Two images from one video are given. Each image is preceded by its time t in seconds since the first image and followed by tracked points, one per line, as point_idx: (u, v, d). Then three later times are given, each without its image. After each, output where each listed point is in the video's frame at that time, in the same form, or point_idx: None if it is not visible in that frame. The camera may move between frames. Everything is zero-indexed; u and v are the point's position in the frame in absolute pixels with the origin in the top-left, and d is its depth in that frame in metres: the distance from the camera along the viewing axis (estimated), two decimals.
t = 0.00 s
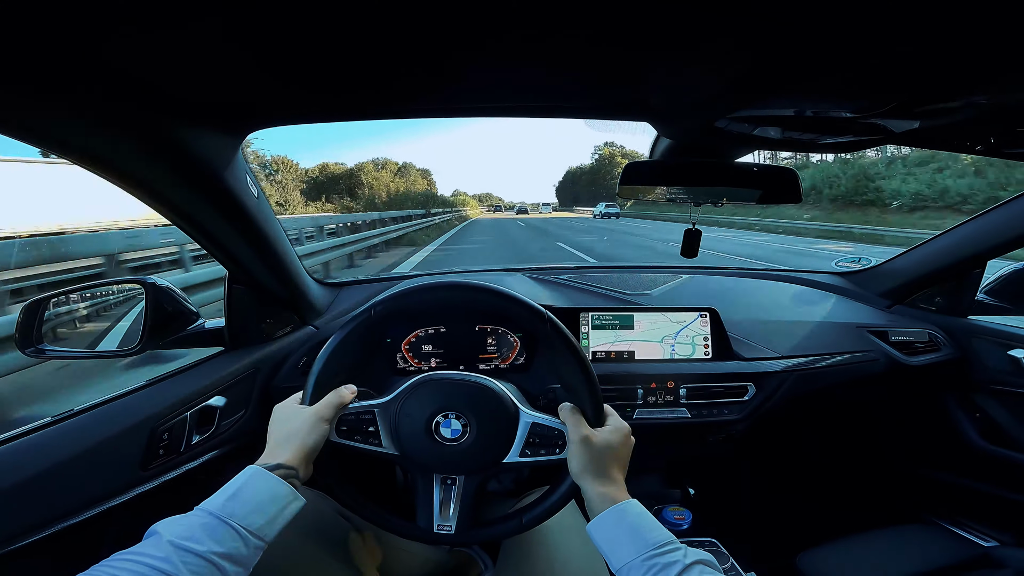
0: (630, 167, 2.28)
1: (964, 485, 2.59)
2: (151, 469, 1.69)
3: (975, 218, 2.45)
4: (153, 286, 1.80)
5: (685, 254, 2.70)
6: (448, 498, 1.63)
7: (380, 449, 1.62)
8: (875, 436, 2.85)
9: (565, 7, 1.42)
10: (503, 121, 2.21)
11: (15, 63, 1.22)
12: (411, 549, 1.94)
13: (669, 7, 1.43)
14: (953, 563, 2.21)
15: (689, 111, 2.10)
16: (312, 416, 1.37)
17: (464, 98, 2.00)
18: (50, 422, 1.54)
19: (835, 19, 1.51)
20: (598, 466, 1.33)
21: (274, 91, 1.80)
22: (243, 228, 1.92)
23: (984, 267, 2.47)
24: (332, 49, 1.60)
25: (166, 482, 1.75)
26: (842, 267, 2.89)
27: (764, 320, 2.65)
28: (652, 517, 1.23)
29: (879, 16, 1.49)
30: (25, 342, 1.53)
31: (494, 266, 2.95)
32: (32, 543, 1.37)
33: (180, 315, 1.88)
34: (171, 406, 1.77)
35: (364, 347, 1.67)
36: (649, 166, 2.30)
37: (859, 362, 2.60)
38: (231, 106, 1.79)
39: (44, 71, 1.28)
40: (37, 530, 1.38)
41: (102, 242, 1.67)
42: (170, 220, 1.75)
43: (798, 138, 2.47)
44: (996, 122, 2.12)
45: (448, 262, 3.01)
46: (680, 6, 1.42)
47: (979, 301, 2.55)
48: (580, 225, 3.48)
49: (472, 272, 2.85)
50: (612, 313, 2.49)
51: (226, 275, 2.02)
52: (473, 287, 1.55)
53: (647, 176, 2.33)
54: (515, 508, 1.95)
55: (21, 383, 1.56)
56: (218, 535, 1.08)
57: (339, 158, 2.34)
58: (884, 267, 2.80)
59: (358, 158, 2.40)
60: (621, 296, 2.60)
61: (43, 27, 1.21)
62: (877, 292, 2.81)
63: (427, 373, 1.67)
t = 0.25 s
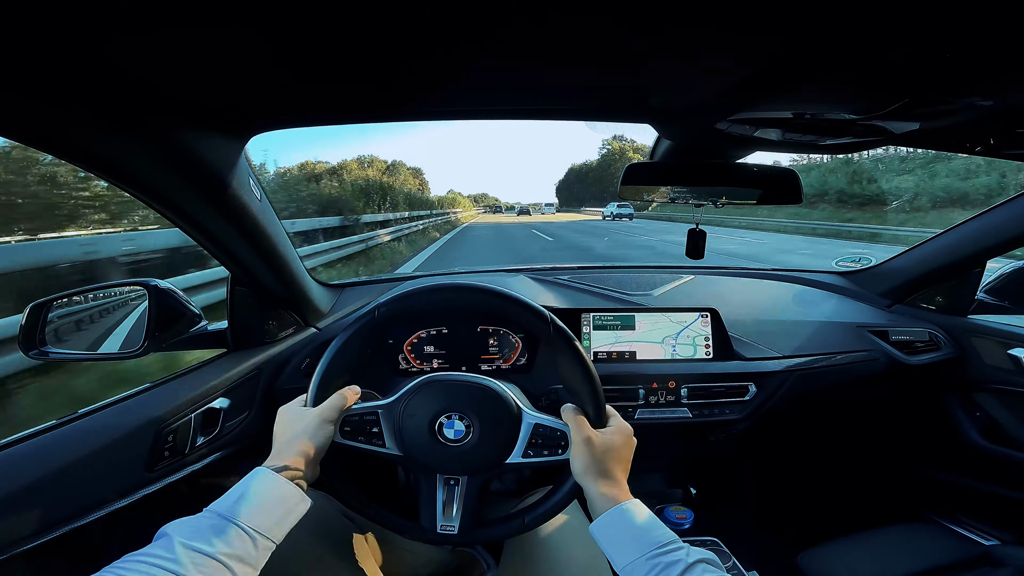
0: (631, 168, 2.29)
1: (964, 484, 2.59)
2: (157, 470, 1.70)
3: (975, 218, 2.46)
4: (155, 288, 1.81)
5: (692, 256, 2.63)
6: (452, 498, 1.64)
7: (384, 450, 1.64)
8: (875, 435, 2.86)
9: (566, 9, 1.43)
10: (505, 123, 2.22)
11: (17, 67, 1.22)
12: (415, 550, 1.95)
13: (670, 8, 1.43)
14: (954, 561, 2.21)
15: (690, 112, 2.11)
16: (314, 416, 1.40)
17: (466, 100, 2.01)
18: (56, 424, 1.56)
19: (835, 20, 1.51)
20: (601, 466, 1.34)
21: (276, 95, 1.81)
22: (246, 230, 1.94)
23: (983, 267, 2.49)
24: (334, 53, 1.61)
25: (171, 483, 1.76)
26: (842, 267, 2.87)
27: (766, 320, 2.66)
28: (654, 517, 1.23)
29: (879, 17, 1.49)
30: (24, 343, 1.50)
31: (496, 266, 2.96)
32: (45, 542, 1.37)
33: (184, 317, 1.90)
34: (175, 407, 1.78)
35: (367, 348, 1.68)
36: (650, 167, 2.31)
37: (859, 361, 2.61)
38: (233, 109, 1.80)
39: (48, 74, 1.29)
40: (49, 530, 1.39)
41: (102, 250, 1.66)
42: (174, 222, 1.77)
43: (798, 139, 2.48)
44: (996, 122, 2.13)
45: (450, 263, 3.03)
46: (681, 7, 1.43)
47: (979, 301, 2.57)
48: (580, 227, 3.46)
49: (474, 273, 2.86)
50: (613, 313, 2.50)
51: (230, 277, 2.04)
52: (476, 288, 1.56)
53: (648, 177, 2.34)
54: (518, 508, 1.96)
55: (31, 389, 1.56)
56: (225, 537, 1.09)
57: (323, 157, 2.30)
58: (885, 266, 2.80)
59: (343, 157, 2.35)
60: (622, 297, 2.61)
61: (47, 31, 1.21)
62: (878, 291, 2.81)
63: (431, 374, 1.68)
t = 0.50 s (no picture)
0: (629, 167, 2.29)
1: (966, 483, 2.58)
2: (155, 473, 1.70)
3: (973, 216, 2.45)
4: (153, 290, 1.78)
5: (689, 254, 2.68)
6: (450, 500, 1.63)
7: (382, 451, 1.63)
8: (877, 434, 2.85)
9: (562, 8, 1.43)
10: (502, 122, 2.22)
11: (13, 69, 1.23)
12: (414, 552, 1.94)
13: (667, 6, 1.43)
14: (958, 561, 2.20)
15: (688, 111, 2.11)
16: (314, 417, 1.39)
17: (463, 99, 2.01)
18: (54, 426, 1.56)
19: (832, 18, 1.51)
20: (600, 468, 1.34)
21: (273, 96, 1.81)
22: (244, 233, 1.94)
23: (985, 264, 2.46)
24: (331, 53, 1.61)
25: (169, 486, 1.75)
26: (842, 266, 2.88)
27: (766, 319, 2.65)
28: (654, 519, 1.22)
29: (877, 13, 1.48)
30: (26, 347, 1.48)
31: (494, 267, 2.96)
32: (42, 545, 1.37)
33: (182, 321, 1.87)
34: (174, 409, 1.77)
35: (367, 348, 1.68)
36: (648, 166, 2.30)
37: (860, 360, 2.60)
38: (231, 110, 1.80)
39: (45, 76, 1.29)
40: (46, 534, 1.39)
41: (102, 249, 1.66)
42: (172, 225, 1.77)
43: (796, 137, 2.47)
44: (994, 118, 2.12)
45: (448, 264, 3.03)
46: (678, 5, 1.42)
47: (979, 298, 2.56)
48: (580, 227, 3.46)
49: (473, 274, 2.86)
50: (613, 313, 2.50)
51: (229, 279, 2.05)
52: (475, 288, 1.56)
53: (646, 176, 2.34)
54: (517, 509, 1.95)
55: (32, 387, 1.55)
56: (225, 536, 1.08)
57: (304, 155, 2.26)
58: (885, 265, 2.80)
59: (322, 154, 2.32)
60: (621, 297, 2.60)
61: (43, 33, 1.21)
62: (877, 289, 2.81)
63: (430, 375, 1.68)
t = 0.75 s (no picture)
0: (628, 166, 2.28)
1: (970, 483, 2.56)
2: (154, 473, 1.69)
3: (975, 216, 2.46)
4: (153, 291, 1.82)
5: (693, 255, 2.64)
6: (449, 500, 1.63)
7: (381, 451, 1.62)
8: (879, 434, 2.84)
9: (559, 6, 1.42)
10: (502, 120, 2.21)
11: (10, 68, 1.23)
12: (414, 552, 1.93)
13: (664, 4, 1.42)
14: (961, 562, 2.19)
15: (687, 109, 2.10)
16: (314, 417, 1.39)
17: (462, 98, 2.01)
18: (54, 425, 1.57)
19: (831, 15, 1.50)
20: (599, 469, 1.33)
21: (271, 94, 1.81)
22: (243, 232, 1.93)
23: (988, 264, 2.47)
24: (328, 51, 1.60)
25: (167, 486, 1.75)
26: (846, 264, 2.92)
27: (768, 319, 2.63)
28: (655, 521, 1.22)
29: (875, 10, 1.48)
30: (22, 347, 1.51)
31: (495, 267, 2.96)
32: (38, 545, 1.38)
33: (180, 320, 1.88)
34: (172, 409, 1.77)
35: (367, 345, 1.66)
36: (648, 165, 2.29)
37: (863, 360, 2.58)
38: (229, 108, 1.80)
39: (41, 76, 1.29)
40: (43, 534, 1.40)
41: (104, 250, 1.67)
42: (171, 225, 1.78)
43: (797, 135, 2.46)
44: (995, 115, 2.11)
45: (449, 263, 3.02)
46: (675, 3, 1.42)
47: (983, 298, 2.56)
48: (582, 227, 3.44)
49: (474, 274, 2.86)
50: (613, 313, 2.48)
51: (228, 280, 2.05)
52: (474, 288, 1.55)
53: (646, 175, 2.33)
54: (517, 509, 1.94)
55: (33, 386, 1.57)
56: (224, 534, 1.08)
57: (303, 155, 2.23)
58: (887, 265, 2.80)
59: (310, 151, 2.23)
60: (622, 297, 2.59)
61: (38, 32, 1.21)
62: (878, 289, 2.81)
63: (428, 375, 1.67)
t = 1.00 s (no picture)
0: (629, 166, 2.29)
1: (972, 483, 2.56)
2: (158, 472, 1.71)
3: (975, 217, 2.49)
4: (158, 290, 1.84)
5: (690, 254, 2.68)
6: (451, 500, 1.63)
7: (383, 449, 1.63)
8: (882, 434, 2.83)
9: (560, 6, 1.43)
10: (504, 120, 2.22)
11: (16, 69, 1.24)
12: (417, 550, 1.95)
13: (663, 5, 1.43)
14: (961, 561, 2.19)
15: (689, 108, 2.10)
16: (319, 414, 1.40)
17: (464, 97, 2.02)
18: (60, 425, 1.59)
19: (830, 15, 1.51)
20: (599, 468, 1.34)
21: (274, 96, 1.82)
22: (246, 232, 1.95)
23: (990, 264, 2.48)
24: (330, 53, 1.62)
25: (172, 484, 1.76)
26: (848, 264, 2.92)
27: (770, 318, 2.63)
28: (654, 521, 1.23)
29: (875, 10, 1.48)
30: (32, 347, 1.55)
31: (497, 266, 2.97)
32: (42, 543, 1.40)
33: (189, 317, 1.92)
34: (176, 409, 1.79)
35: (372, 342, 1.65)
36: (649, 164, 2.30)
37: (864, 360, 2.58)
38: (232, 109, 1.82)
39: (47, 78, 1.31)
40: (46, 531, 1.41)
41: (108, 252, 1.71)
42: (172, 223, 1.83)
43: (797, 135, 2.46)
44: (996, 115, 2.11)
45: (452, 262, 3.03)
46: (675, 4, 1.43)
47: (986, 298, 2.56)
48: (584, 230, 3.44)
49: (477, 273, 2.87)
50: (615, 312, 2.49)
51: (231, 279, 2.08)
52: (474, 287, 1.56)
53: (647, 174, 2.34)
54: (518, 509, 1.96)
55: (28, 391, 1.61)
56: (226, 531, 1.09)
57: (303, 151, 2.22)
58: (894, 264, 2.76)
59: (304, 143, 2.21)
60: (624, 296, 2.59)
61: (43, 35, 1.23)
62: (884, 289, 2.78)
63: (431, 374, 1.68)
